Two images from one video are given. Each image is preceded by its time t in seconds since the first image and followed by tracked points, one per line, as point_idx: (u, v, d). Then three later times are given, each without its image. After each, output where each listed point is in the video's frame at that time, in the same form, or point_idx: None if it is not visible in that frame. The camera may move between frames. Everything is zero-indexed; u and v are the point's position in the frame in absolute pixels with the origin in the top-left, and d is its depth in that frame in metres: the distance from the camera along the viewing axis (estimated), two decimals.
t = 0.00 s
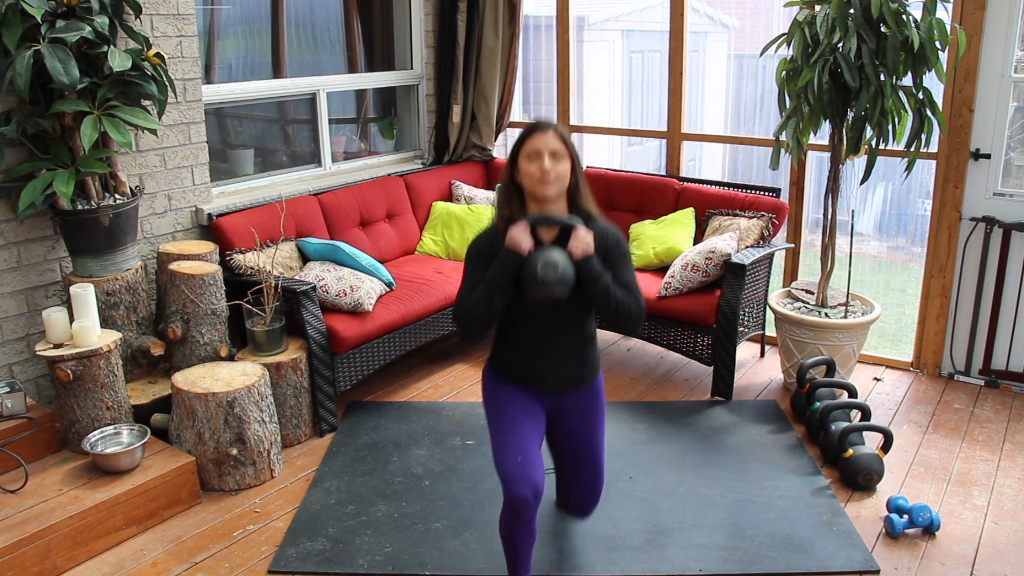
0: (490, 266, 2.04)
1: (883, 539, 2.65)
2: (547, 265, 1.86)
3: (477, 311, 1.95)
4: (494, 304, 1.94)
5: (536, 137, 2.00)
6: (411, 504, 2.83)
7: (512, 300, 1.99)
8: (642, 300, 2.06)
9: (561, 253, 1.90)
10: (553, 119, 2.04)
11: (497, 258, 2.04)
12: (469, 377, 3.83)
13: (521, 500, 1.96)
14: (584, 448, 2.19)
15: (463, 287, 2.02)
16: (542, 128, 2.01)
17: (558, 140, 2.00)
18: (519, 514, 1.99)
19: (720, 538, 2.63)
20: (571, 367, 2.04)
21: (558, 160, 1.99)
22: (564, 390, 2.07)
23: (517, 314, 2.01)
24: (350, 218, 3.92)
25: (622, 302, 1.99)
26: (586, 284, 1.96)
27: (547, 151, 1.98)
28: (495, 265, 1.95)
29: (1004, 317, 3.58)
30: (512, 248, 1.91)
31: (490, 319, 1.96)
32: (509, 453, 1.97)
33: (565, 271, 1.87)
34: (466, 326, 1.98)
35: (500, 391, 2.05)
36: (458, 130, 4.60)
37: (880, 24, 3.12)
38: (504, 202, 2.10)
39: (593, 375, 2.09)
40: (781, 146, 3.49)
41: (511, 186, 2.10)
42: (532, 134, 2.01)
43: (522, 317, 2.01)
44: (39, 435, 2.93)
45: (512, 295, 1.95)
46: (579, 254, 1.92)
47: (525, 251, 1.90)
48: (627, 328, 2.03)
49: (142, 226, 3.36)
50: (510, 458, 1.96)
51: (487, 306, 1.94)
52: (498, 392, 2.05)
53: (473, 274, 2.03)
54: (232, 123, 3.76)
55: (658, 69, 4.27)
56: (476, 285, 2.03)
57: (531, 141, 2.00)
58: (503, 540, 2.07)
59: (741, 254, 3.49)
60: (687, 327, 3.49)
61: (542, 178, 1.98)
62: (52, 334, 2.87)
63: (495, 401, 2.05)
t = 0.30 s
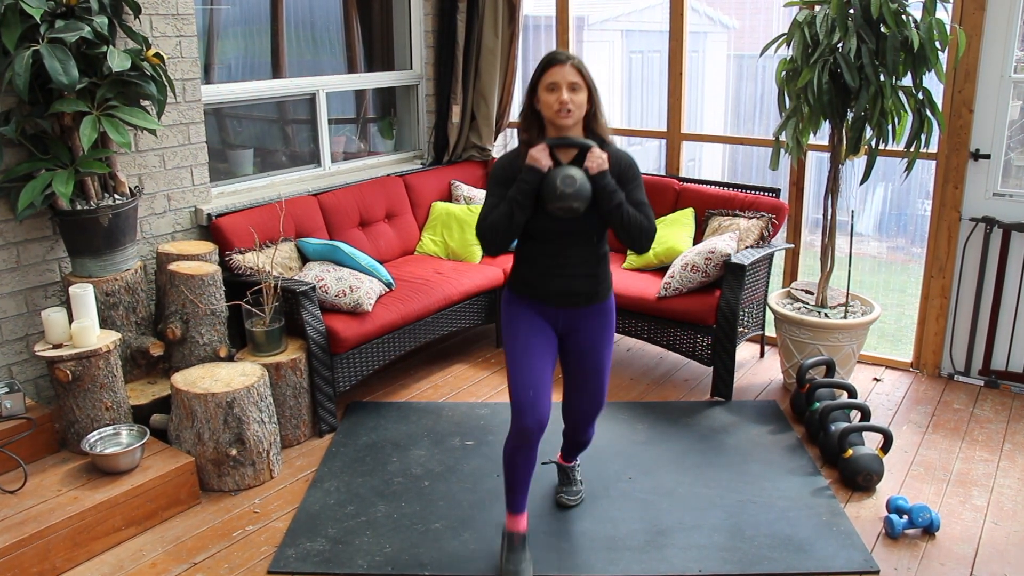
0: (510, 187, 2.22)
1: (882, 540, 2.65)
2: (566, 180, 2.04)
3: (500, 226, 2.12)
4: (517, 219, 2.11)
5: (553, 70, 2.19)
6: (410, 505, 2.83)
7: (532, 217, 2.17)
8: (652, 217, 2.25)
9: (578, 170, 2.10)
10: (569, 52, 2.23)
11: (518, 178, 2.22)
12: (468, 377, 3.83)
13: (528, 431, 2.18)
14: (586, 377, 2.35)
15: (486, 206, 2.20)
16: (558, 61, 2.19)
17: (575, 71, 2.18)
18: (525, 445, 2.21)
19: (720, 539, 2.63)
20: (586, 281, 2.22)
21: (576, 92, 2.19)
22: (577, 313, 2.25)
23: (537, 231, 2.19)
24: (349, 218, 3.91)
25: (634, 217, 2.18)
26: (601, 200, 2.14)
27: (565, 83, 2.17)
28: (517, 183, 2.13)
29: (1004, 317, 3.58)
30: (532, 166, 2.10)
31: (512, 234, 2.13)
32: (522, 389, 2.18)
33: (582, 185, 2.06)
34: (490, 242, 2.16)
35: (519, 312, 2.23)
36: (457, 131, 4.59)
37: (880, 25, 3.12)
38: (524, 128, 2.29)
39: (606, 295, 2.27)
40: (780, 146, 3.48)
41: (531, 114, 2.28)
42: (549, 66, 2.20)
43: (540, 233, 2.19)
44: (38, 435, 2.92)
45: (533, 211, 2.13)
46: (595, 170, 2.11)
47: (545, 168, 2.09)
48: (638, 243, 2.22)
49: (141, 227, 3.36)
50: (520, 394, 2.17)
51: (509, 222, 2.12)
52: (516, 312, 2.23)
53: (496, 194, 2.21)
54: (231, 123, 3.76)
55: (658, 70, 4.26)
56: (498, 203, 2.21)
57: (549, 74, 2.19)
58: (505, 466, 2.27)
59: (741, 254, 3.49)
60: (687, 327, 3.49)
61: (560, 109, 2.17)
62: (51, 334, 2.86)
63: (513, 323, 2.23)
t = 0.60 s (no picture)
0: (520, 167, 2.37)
1: (882, 540, 2.65)
2: (571, 163, 2.19)
3: (508, 204, 2.27)
4: (524, 197, 2.25)
5: (564, 53, 2.32)
6: (410, 505, 2.83)
7: (540, 196, 2.31)
8: (656, 200, 2.37)
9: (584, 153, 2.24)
10: (579, 37, 2.36)
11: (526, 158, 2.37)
12: (468, 377, 3.83)
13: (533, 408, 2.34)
14: (590, 351, 2.42)
15: (497, 184, 2.35)
16: (570, 45, 2.32)
17: (585, 54, 2.31)
18: (529, 420, 2.38)
19: (719, 539, 2.63)
20: (590, 260, 2.35)
21: (585, 75, 2.32)
22: (580, 291, 2.37)
23: (543, 210, 2.33)
24: (348, 218, 3.91)
25: (638, 199, 2.29)
26: (606, 182, 2.27)
27: (574, 67, 2.30)
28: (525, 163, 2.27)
29: (1004, 317, 3.58)
30: (540, 148, 2.25)
31: (519, 212, 2.28)
32: (526, 367, 2.32)
33: (587, 168, 2.20)
34: (498, 218, 2.31)
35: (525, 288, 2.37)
36: (457, 131, 4.59)
37: (879, 25, 3.12)
38: (534, 110, 2.44)
39: (609, 273, 2.38)
40: (780, 147, 3.48)
41: (543, 97, 2.43)
42: (559, 51, 2.33)
43: (547, 212, 2.33)
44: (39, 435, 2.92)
45: (540, 190, 2.28)
46: (600, 152, 2.25)
47: (552, 149, 2.24)
48: (642, 225, 2.33)
49: (141, 227, 3.36)
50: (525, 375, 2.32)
51: (517, 200, 2.26)
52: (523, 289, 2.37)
53: (506, 172, 2.36)
54: (231, 123, 3.76)
55: (657, 70, 4.27)
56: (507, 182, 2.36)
57: (560, 57, 2.32)
58: (513, 438, 2.46)
59: (741, 254, 3.49)
60: (686, 327, 3.49)
61: (570, 90, 2.31)
62: (51, 334, 2.86)
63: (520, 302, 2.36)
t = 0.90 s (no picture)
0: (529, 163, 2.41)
1: (881, 541, 2.65)
2: (577, 169, 2.20)
3: (512, 201, 2.30)
4: (529, 196, 2.29)
5: (576, 51, 2.35)
6: (409, 505, 2.83)
7: (545, 195, 2.34)
8: (659, 206, 2.40)
9: (590, 158, 2.25)
10: (591, 36, 2.38)
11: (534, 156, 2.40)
12: (468, 377, 3.83)
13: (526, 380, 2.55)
14: (586, 341, 2.45)
15: (504, 180, 2.38)
16: (582, 43, 2.36)
17: (597, 53, 2.33)
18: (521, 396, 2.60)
19: (719, 539, 2.63)
20: (588, 258, 2.38)
21: (597, 73, 2.34)
22: (577, 286, 2.41)
23: (547, 208, 2.36)
24: (348, 218, 3.91)
25: (640, 205, 2.32)
26: (611, 187, 2.29)
27: (586, 65, 2.32)
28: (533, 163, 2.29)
29: (1004, 318, 3.58)
30: (548, 150, 2.27)
31: (523, 209, 2.31)
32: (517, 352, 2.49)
33: (593, 174, 2.22)
34: (502, 214, 2.34)
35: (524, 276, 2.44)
36: (456, 131, 4.59)
37: (879, 25, 3.12)
38: (546, 107, 2.46)
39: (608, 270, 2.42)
40: (780, 147, 3.48)
41: (555, 94, 2.45)
42: (572, 50, 2.36)
43: (551, 210, 2.36)
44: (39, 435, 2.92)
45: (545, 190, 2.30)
46: (607, 159, 2.25)
47: (560, 152, 2.25)
48: (643, 229, 2.36)
49: (141, 227, 3.36)
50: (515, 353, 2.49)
51: (522, 198, 2.29)
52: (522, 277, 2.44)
53: (514, 169, 2.40)
54: (230, 123, 3.76)
55: (657, 70, 4.27)
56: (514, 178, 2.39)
57: (573, 56, 2.35)
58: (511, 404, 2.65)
59: (740, 254, 3.49)
60: (686, 327, 3.49)
61: (581, 89, 2.32)
62: (51, 335, 2.86)
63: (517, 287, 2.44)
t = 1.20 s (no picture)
0: (528, 199, 2.47)
1: (881, 541, 2.66)
2: (581, 212, 2.27)
3: (516, 239, 2.36)
4: (531, 235, 2.35)
5: (573, 89, 2.39)
6: (408, 506, 2.83)
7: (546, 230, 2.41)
8: (652, 234, 2.50)
9: (591, 198, 2.31)
10: (586, 73, 2.42)
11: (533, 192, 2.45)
12: (467, 378, 3.83)
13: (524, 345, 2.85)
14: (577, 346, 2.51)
15: (504, 217, 2.43)
16: (578, 81, 2.40)
17: (593, 90, 2.38)
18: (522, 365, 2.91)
19: (718, 539, 2.63)
20: (586, 283, 2.50)
21: (593, 110, 2.39)
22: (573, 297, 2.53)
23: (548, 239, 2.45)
24: (348, 219, 3.91)
25: (637, 237, 2.42)
26: (610, 224, 2.37)
27: (582, 103, 2.37)
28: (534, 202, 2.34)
29: (1003, 318, 3.58)
30: (550, 192, 2.31)
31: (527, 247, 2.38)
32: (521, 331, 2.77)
33: (596, 215, 2.29)
34: (505, 250, 2.39)
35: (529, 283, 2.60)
36: (456, 131, 4.59)
37: (879, 26, 3.12)
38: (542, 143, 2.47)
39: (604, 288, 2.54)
40: (779, 147, 3.48)
41: (550, 128, 2.48)
42: (569, 86, 2.40)
43: (552, 241, 2.45)
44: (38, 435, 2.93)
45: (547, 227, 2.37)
46: (608, 198, 2.32)
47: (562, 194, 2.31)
48: (639, 258, 2.47)
49: (141, 228, 3.37)
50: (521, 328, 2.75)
51: (525, 236, 2.36)
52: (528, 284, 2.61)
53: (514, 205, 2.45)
54: (230, 124, 3.76)
55: (656, 70, 4.27)
56: (515, 214, 2.44)
57: (569, 93, 2.39)
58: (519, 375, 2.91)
59: (740, 254, 3.50)
60: (685, 328, 3.49)
61: (577, 126, 2.37)
62: (50, 335, 2.86)
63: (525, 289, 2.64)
